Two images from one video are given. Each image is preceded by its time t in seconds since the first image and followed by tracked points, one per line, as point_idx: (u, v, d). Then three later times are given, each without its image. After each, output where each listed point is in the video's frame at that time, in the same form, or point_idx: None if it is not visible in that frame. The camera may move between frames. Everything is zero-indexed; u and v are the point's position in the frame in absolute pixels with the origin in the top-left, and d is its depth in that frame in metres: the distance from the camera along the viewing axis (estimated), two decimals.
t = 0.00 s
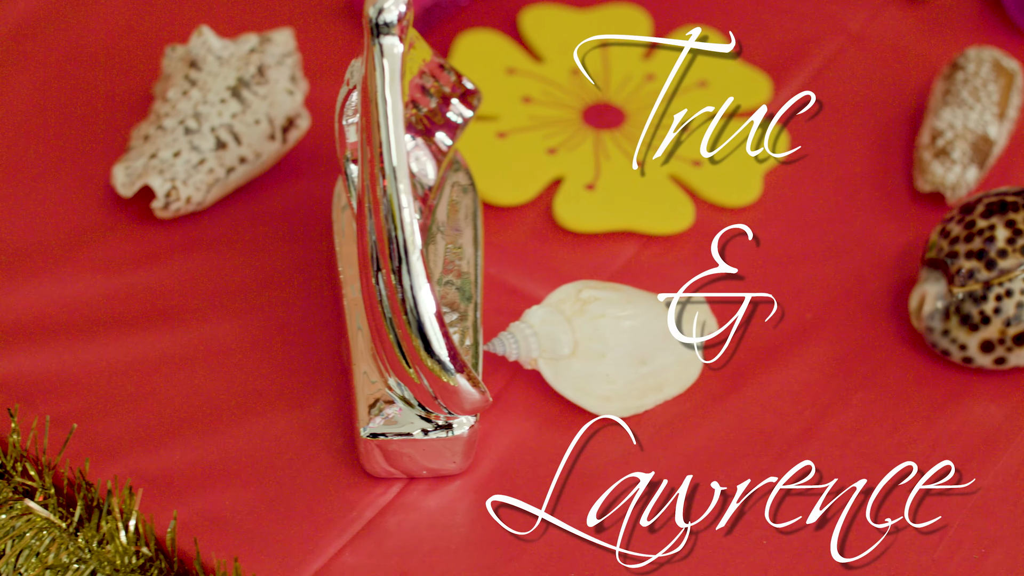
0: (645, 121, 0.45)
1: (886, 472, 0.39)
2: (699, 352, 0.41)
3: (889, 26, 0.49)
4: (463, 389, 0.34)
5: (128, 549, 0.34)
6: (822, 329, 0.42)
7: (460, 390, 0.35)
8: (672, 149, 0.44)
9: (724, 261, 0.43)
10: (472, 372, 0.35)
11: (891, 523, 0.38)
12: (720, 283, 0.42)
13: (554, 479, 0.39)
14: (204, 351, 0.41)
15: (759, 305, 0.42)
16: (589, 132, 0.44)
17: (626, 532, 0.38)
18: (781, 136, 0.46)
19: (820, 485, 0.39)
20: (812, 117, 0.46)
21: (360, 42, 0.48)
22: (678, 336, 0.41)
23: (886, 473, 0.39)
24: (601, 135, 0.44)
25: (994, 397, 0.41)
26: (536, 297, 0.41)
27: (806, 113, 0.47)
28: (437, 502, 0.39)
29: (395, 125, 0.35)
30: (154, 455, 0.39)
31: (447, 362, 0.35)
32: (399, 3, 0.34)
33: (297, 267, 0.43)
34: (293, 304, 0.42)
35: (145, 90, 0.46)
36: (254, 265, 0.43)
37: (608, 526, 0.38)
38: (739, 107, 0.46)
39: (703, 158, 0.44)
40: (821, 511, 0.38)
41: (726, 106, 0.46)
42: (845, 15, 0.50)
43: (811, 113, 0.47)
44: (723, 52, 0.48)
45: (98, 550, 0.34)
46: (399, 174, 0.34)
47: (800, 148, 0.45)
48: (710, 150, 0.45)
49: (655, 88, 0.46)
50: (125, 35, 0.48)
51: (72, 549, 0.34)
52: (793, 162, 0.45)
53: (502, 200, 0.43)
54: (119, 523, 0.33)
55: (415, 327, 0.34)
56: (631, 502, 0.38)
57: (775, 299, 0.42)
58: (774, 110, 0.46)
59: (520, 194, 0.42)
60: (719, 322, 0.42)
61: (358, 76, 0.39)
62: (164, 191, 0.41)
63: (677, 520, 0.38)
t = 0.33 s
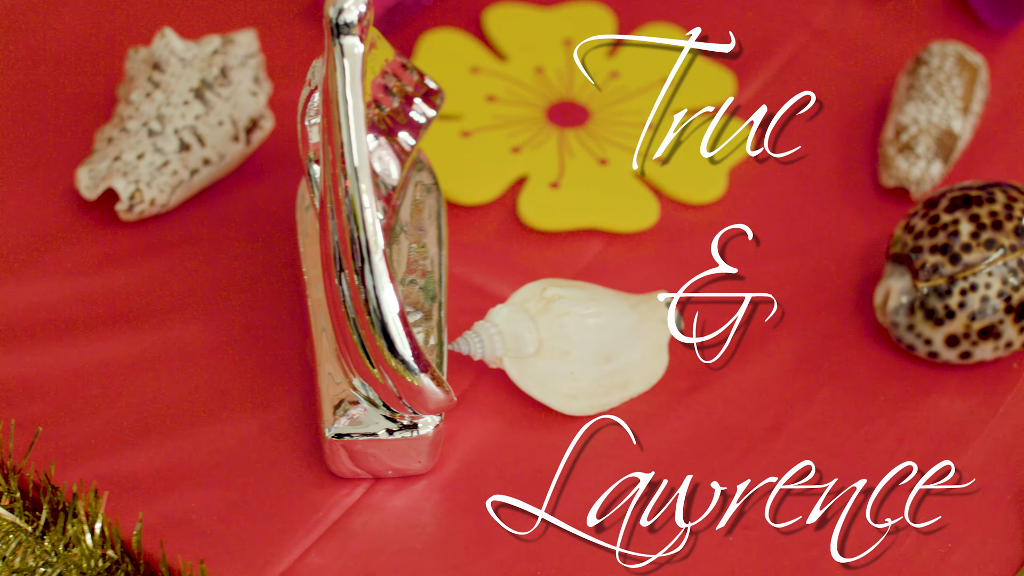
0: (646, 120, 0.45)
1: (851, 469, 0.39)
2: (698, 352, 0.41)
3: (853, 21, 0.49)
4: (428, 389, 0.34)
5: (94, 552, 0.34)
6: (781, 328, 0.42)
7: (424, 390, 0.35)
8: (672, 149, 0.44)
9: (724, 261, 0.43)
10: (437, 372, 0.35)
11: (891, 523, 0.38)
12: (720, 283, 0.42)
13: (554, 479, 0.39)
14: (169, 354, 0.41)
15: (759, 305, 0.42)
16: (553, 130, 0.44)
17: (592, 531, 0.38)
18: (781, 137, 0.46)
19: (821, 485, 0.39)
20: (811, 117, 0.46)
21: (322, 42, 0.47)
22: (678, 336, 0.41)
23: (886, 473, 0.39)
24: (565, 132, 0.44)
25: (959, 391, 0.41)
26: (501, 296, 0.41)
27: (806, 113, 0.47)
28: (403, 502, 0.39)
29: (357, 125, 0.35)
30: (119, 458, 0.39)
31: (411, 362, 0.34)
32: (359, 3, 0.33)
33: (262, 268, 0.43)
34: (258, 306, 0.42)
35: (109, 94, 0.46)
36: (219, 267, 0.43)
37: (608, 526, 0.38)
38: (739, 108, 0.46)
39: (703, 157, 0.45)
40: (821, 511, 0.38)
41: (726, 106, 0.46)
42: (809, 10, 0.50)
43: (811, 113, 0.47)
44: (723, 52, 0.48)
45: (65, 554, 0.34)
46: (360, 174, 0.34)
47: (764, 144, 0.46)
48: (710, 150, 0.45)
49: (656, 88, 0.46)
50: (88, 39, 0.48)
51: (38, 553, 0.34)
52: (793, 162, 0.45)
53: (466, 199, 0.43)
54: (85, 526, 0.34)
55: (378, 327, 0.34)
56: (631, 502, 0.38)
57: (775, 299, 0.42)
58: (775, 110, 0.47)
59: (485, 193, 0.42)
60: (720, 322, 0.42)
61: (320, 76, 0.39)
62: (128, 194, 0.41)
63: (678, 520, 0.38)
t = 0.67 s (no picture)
0: (645, 121, 0.45)
1: (819, 465, 0.39)
2: (698, 352, 0.41)
3: (821, 18, 0.49)
4: (394, 389, 0.34)
5: (61, 555, 0.36)
6: (746, 325, 0.42)
7: (391, 390, 0.35)
8: (672, 149, 0.45)
9: (724, 261, 0.43)
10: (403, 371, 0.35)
11: (891, 523, 0.38)
12: (720, 283, 0.43)
13: (553, 479, 0.39)
14: (137, 356, 0.41)
15: (759, 305, 0.42)
16: (520, 129, 0.44)
17: (560, 530, 0.38)
18: (782, 136, 0.46)
19: (821, 485, 0.39)
20: (812, 117, 0.46)
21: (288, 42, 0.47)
22: (679, 336, 0.41)
23: (886, 473, 0.39)
24: (532, 131, 0.44)
25: (928, 386, 0.41)
26: (468, 296, 0.41)
27: (806, 113, 0.47)
28: (372, 502, 0.39)
29: (322, 125, 0.35)
30: (86, 460, 0.39)
31: (377, 362, 0.34)
32: (321, 3, 0.33)
33: (230, 269, 0.43)
34: (226, 307, 0.42)
35: (76, 97, 0.46)
36: (187, 269, 0.43)
37: (608, 526, 0.38)
38: (739, 107, 0.47)
39: (703, 157, 0.45)
40: (822, 511, 0.38)
41: (726, 107, 0.47)
42: (777, 7, 0.50)
43: (812, 113, 0.46)
44: (723, 52, 0.48)
45: (33, 557, 0.36)
46: (325, 174, 0.33)
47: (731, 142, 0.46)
48: (710, 150, 0.45)
49: (655, 88, 0.46)
50: (55, 42, 0.48)
51: (7, 557, 0.36)
52: (793, 162, 0.45)
53: (433, 199, 0.42)
54: (53, 529, 0.36)
55: (344, 327, 0.34)
56: (631, 502, 0.38)
57: (775, 299, 0.42)
58: (774, 110, 0.47)
59: (452, 193, 0.43)
60: (721, 322, 0.42)
61: (284, 78, 0.39)
62: (95, 196, 0.40)
63: (677, 520, 0.38)
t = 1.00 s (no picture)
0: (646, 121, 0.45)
1: (788, 461, 0.39)
2: (698, 352, 0.41)
3: (786, 14, 0.49)
4: (361, 389, 0.34)
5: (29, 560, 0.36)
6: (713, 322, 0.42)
7: (357, 390, 0.35)
8: (672, 149, 0.45)
9: (724, 261, 0.43)
10: (370, 372, 0.35)
11: (891, 523, 0.38)
12: (720, 283, 0.43)
13: (553, 479, 0.39)
14: (104, 359, 0.41)
15: (759, 305, 0.42)
16: (487, 128, 0.44)
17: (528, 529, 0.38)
18: (782, 135, 0.46)
19: (821, 485, 0.39)
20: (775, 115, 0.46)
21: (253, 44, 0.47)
22: (678, 336, 0.41)
23: (886, 473, 0.39)
24: (499, 130, 0.44)
25: (895, 382, 0.41)
26: (435, 295, 0.41)
27: (806, 113, 0.47)
28: (340, 502, 0.39)
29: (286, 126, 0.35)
30: (54, 464, 0.38)
31: (343, 363, 0.34)
32: (284, 5, 0.33)
33: (198, 271, 0.43)
34: (193, 309, 0.42)
35: (42, 100, 0.46)
36: (155, 271, 0.43)
37: (608, 526, 0.37)
38: (739, 107, 0.47)
39: (703, 158, 0.45)
40: (822, 511, 0.38)
41: (726, 106, 0.47)
42: (743, 4, 0.50)
43: (812, 113, 0.47)
44: (723, 52, 0.48)
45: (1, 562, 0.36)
46: (288, 176, 0.33)
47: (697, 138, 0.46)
48: (710, 150, 0.45)
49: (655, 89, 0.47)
50: (20, 46, 0.48)
51: None
52: (794, 162, 0.45)
53: (401, 199, 0.42)
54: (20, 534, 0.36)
55: (310, 329, 0.34)
56: (631, 502, 0.38)
57: (775, 299, 0.42)
58: (774, 110, 0.47)
59: (419, 192, 0.42)
60: (721, 322, 0.42)
61: (248, 79, 0.39)
62: (61, 200, 0.40)
63: (677, 520, 0.38)
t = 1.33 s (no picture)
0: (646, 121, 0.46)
1: (757, 459, 0.39)
2: (698, 352, 0.41)
3: (752, 13, 0.50)
4: (327, 390, 0.34)
5: None
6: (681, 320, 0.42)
7: (323, 391, 0.35)
8: (672, 149, 0.45)
9: (724, 261, 0.43)
10: (336, 373, 0.35)
11: (890, 523, 0.38)
12: (720, 283, 0.43)
13: (553, 480, 0.39)
14: (71, 361, 0.41)
15: (759, 305, 0.42)
16: (453, 127, 0.44)
17: (498, 528, 0.38)
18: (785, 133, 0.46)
19: (821, 485, 0.39)
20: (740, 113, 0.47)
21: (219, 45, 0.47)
22: (679, 336, 0.42)
23: (886, 473, 0.39)
24: (465, 129, 0.44)
25: (864, 377, 0.41)
26: (402, 296, 0.41)
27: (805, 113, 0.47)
28: (308, 503, 0.39)
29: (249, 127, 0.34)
30: (21, 468, 0.38)
31: (309, 363, 0.34)
32: (246, 5, 0.33)
33: (166, 273, 0.43)
34: (161, 311, 0.42)
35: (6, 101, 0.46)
36: (123, 274, 0.43)
37: (608, 526, 0.37)
38: (740, 107, 0.47)
39: (703, 158, 0.45)
40: (821, 511, 0.38)
41: (726, 106, 0.47)
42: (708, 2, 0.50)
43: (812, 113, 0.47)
44: (723, 52, 0.49)
45: None
46: (252, 177, 0.33)
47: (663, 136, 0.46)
48: (710, 150, 0.45)
49: (655, 90, 0.47)
50: None
51: None
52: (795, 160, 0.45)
53: (368, 199, 0.42)
54: None
55: (275, 330, 0.34)
56: (631, 502, 0.38)
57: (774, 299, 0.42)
58: (774, 110, 0.47)
59: (386, 192, 0.42)
60: (721, 321, 0.42)
61: (211, 80, 0.39)
62: (27, 203, 0.40)
63: (677, 520, 0.38)
